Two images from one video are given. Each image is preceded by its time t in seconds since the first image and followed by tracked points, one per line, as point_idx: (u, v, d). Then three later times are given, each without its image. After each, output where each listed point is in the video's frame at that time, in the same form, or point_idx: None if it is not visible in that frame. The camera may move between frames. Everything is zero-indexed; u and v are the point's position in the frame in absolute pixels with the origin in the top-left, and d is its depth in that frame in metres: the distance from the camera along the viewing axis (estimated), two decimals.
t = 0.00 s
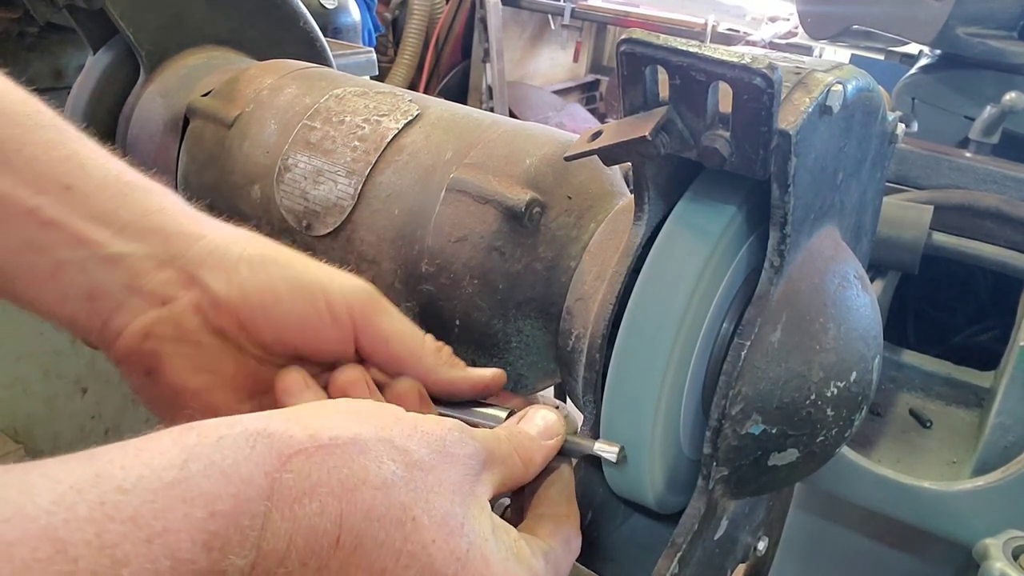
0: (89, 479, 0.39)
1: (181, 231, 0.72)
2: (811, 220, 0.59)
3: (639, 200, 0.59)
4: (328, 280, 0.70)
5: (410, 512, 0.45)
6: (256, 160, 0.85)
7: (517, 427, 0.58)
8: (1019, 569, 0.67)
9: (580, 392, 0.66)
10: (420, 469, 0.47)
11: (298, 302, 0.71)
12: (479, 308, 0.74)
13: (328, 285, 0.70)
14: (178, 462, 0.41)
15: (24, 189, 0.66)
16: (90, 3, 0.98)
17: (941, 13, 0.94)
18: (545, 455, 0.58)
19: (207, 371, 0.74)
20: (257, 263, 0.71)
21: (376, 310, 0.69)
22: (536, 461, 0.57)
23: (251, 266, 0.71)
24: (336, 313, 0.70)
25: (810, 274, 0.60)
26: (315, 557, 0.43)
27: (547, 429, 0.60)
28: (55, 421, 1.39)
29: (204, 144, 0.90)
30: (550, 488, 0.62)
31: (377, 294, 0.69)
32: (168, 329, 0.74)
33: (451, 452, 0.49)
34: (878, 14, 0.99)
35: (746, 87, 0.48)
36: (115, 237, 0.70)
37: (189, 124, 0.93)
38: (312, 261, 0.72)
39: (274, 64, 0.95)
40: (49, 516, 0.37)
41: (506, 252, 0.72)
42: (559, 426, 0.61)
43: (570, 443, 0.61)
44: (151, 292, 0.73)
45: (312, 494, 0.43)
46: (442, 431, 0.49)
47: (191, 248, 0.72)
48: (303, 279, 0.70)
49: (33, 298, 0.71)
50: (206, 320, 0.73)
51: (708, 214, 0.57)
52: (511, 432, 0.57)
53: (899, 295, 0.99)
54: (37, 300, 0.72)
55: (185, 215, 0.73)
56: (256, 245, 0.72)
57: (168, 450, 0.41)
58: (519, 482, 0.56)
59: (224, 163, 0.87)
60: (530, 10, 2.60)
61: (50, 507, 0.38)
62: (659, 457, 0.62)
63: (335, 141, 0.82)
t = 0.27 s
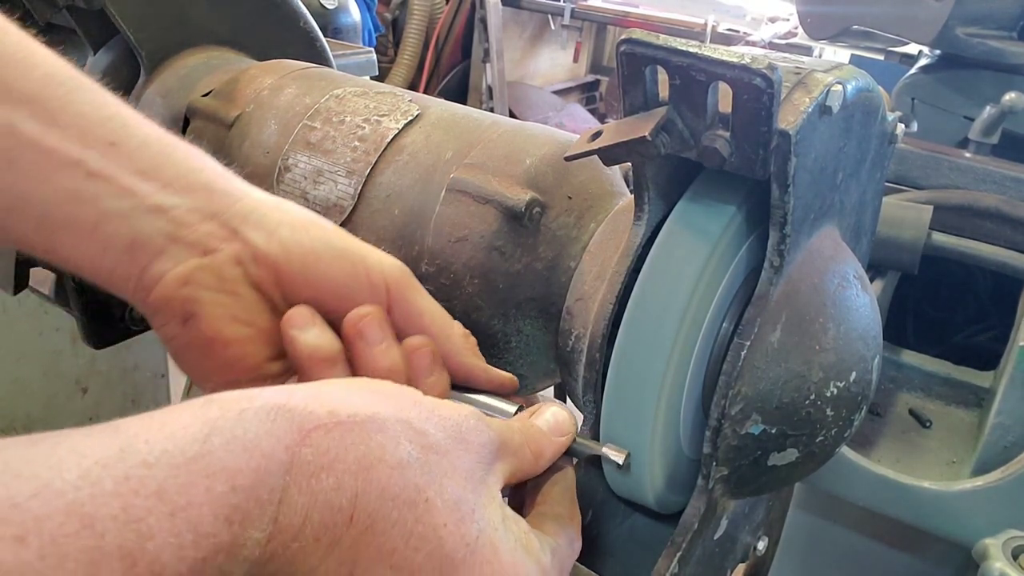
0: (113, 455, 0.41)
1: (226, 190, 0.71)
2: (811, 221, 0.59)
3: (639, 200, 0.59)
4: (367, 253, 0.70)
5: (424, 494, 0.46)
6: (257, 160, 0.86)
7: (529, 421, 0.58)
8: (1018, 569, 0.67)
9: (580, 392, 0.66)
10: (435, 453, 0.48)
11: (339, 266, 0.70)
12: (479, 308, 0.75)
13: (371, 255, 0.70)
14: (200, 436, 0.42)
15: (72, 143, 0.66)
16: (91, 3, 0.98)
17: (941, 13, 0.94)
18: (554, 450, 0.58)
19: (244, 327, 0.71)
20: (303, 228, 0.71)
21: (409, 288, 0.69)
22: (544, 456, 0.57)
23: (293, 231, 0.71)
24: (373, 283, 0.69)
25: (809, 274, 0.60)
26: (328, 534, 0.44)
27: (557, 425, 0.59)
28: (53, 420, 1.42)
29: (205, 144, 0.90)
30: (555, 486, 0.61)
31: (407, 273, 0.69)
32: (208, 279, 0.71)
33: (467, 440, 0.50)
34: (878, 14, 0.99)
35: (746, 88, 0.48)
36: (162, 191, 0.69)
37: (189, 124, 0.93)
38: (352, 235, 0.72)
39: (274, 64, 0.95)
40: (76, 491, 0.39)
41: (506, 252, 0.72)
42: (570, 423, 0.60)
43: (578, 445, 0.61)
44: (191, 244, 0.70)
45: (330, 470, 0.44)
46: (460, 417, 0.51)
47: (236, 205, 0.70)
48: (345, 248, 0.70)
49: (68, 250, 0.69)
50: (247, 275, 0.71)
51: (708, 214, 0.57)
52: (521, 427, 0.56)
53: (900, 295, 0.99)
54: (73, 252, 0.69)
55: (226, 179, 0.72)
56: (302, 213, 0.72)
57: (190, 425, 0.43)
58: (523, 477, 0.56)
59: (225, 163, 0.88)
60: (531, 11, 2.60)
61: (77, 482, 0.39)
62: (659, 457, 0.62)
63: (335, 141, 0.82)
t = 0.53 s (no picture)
0: (133, 432, 0.40)
1: (248, 176, 0.70)
2: (811, 221, 0.59)
3: (639, 200, 0.59)
4: (391, 246, 0.70)
5: (437, 476, 0.46)
6: (257, 160, 0.86)
7: (537, 414, 0.58)
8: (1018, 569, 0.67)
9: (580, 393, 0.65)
10: (448, 436, 0.48)
11: (365, 259, 0.69)
12: (479, 307, 0.75)
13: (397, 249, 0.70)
14: (217, 414, 0.42)
15: (92, 125, 0.65)
16: (90, 3, 0.98)
17: (941, 13, 0.94)
18: (563, 443, 0.58)
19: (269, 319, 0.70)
20: (328, 218, 0.70)
21: (428, 284, 0.70)
22: (553, 447, 0.57)
23: (319, 222, 0.70)
24: (396, 278, 0.69)
25: (809, 274, 0.60)
26: (344, 513, 0.44)
27: (565, 419, 0.59)
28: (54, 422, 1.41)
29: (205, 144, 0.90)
30: (561, 478, 0.60)
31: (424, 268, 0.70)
32: (235, 270, 0.70)
33: (478, 426, 0.51)
34: (878, 14, 0.99)
35: (746, 88, 0.48)
36: (186, 175, 0.68)
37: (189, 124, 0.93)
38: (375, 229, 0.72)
39: (274, 64, 0.95)
40: (97, 468, 0.37)
41: (506, 252, 0.73)
42: (577, 415, 0.60)
43: (584, 440, 0.60)
44: (217, 233, 0.70)
45: (345, 449, 0.44)
46: (471, 403, 0.52)
47: (261, 191, 0.70)
48: (369, 241, 0.70)
49: (89, 237, 0.67)
50: (272, 267, 0.70)
51: (708, 214, 0.57)
52: (530, 421, 0.56)
53: (900, 296, 0.99)
54: (95, 240, 0.68)
55: (247, 164, 0.71)
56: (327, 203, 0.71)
57: (209, 402, 0.42)
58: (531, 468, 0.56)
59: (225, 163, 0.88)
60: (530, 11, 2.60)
61: (97, 459, 0.38)
62: (659, 457, 0.62)
63: (335, 141, 0.82)
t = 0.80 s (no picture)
0: (144, 422, 0.40)
1: (258, 170, 0.70)
2: (811, 221, 0.59)
3: (638, 200, 0.59)
4: (399, 243, 0.70)
5: (442, 468, 0.46)
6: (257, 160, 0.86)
7: (537, 413, 0.58)
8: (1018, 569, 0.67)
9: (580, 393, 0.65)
10: (454, 429, 0.48)
11: (373, 255, 0.69)
12: (479, 308, 0.75)
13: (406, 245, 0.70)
14: (227, 404, 0.42)
15: (102, 120, 0.65)
16: (91, 3, 0.98)
17: (941, 13, 0.94)
18: (564, 442, 0.58)
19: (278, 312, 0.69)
20: (337, 214, 0.70)
21: (434, 282, 0.70)
22: (554, 447, 0.57)
23: (328, 218, 0.70)
24: (403, 275, 0.69)
25: (809, 274, 0.60)
26: (350, 502, 0.44)
27: (565, 417, 0.59)
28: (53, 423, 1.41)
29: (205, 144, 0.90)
30: (562, 475, 0.60)
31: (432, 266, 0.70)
32: (244, 264, 0.69)
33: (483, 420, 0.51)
34: (878, 14, 0.99)
35: (746, 88, 0.48)
36: (195, 170, 0.68)
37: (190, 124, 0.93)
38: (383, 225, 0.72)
39: (275, 64, 0.95)
40: (110, 457, 0.39)
41: (506, 252, 0.73)
42: (577, 413, 0.60)
43: (584, 439, 0.60)
44: (227, 227, 0.69)
45: (351, 439, 0.44)
46: (476, 399, 0.51)
47: (268, 185, 0.69)
48: (377, 238, 0.69)
49: (98, 230, 0.67)
50: (281, 262, 0.70)
51: (708, 214, 0.57)
52: (530, 419, 0.56)
53: (901, 296, 0.99)
54: (104, 235, 0.68)
55: (256, 158, 0.71)
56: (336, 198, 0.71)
57: (218, 393, 0.43)
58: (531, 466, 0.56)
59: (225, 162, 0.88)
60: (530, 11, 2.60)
61: (110, 448, 0.39)
62: (659, 457, 0.62)
63: (335, 141, 0.82)
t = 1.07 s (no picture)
0: (144, 422, 0.40)
1: (252, 171, 0.70)
2: (811, 221, 0.59)
3: (638, 200, 0.59)
4: (395, 243, 0.70)
5: (442, 468, 0.46)
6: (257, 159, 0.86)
7: (537, 414, 0.58)
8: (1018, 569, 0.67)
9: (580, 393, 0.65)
10: (453, 430, 0.48)
11: (369, 255, 0.69)
12: (479, 308, 0.75)
13: (402, 244, 0.70)
14: (226, 404, 0.42)
15: (96, 122, 0.65)
16: (91, 4, 0.98)
17: (941, 13, 0.94)
18: (563, 442, 0.58)
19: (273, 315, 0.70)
20: (331, 214, 0.70)
21: (429, 281, 0.70)
22: (554, 447, 0.57)
23: (323, 217, 0.70)
24: (398, 274, 0.70)
25: (809, 274, 0.60)
26: (349, 503, 0.44)
27: (564, 417, 0.59)
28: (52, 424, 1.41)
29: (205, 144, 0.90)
30: (562, 473, 0.59)
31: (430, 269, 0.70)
32: (238, 265, 0.69)
33: (482, 421, 0.51)
34: (878, 14, 0.99)
35: (746, 88, 0.48)
36: (188, 172, 0.68)
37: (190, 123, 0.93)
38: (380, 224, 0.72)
39: (274, 64, 0.95)
40: (111, 456, 0.38)
41: (506, 252, 0.73)
42: (576, 414, 0.60)
43: (585, 438, 0.60)
44: (220, 228, 0.69)
45: (351, 439, 0.44)
46: (475, 400, 0.52)
47: (262, 186, 0.69)
48: (373, 238, 0.70)
49: (93, 232, 0.67)
50: (275, 263, 0.70)
51: (709, 214, 0.57)
52: (529, 420, 0.56)
53: (901, 296, 0.99)
54: (100, 236, 0.67)
55: (250, 159, 0.71)
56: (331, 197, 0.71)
57: (217, 392, 0.43)
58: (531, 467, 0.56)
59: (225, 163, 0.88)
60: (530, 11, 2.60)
61: (110, 448, 0.38)
62: (659, 457, 0.62)
63: (335, 141, 0.82)
